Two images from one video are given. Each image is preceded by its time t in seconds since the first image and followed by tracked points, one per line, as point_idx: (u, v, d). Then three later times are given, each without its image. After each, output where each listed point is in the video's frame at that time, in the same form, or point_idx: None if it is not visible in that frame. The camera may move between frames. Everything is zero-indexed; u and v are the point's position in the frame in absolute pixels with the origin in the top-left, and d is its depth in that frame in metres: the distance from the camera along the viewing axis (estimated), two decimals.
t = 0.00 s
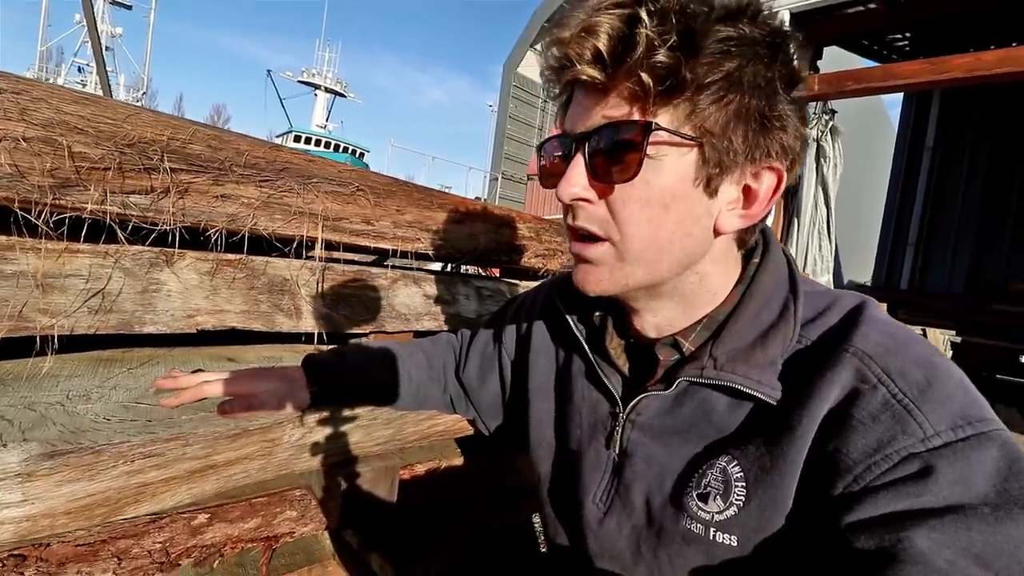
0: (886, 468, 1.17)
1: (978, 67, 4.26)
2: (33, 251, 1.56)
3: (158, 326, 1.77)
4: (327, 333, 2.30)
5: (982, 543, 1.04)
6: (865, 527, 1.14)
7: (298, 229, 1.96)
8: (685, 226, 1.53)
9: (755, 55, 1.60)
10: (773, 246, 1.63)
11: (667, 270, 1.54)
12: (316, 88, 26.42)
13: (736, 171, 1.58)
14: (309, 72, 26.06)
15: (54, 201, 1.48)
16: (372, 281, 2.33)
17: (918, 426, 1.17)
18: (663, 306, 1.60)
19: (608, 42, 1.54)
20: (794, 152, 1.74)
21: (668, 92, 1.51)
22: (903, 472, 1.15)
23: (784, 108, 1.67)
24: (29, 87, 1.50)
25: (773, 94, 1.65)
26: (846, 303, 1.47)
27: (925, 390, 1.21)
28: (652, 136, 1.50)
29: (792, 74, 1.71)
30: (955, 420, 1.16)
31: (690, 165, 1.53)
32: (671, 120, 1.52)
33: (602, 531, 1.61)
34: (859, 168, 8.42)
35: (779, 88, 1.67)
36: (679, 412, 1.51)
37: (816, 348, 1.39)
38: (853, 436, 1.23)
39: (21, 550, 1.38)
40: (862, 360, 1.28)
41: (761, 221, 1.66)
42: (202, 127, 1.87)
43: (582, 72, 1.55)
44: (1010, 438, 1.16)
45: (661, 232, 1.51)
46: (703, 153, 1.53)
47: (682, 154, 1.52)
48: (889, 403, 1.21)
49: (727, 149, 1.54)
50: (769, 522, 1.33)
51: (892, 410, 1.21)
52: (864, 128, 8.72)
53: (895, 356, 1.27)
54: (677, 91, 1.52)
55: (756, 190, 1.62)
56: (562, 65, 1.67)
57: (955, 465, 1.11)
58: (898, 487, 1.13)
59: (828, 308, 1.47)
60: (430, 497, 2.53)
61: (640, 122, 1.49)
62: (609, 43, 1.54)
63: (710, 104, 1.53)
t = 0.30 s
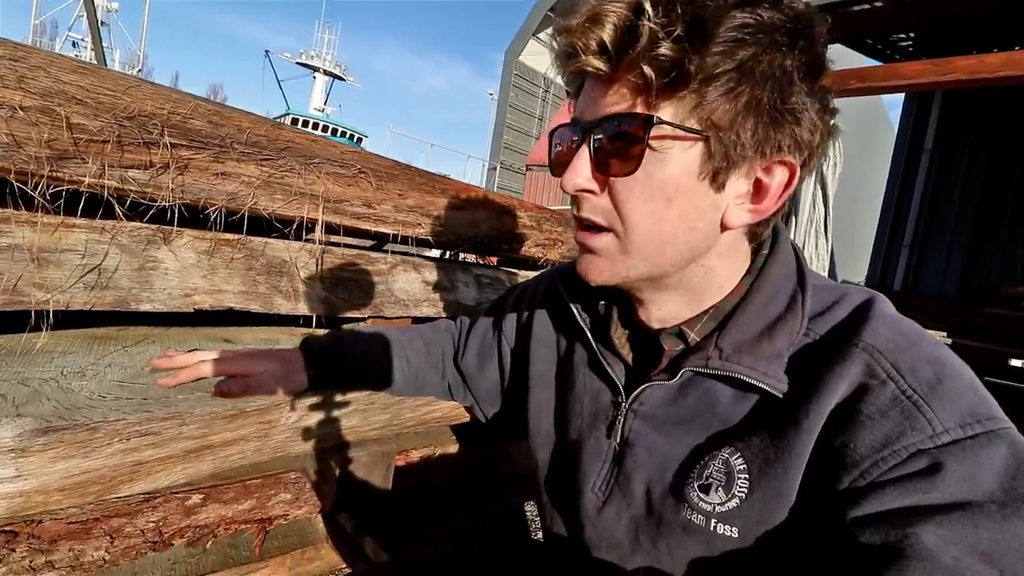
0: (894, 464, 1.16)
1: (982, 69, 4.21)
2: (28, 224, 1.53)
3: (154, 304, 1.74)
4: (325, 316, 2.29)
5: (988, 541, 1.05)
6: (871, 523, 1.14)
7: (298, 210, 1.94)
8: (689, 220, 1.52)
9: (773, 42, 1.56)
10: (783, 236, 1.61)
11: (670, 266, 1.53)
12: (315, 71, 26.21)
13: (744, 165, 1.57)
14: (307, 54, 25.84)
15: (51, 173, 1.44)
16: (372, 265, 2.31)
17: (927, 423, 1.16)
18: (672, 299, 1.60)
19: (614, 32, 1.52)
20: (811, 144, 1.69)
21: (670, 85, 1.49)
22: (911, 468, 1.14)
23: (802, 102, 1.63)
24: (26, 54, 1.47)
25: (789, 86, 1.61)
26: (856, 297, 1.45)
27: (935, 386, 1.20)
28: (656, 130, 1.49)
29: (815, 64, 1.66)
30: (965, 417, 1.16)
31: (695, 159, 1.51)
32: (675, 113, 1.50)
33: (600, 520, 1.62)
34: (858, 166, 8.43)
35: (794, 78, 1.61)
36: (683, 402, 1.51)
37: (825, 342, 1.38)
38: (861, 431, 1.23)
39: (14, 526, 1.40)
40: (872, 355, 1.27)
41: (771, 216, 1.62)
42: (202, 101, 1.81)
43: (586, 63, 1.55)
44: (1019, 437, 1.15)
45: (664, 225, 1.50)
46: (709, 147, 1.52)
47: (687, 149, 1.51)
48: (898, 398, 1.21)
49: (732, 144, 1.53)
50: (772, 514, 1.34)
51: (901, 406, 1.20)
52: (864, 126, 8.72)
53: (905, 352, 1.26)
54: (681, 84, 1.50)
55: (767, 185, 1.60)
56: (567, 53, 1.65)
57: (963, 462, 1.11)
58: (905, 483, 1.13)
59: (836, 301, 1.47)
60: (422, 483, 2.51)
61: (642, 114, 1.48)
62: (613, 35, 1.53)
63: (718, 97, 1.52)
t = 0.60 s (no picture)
0: (920, 428, 1.21)
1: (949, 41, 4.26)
2: (42, 275, 1.57)
3: (172, 341, 1.79)
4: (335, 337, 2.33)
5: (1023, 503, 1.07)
6: (899, 493, 1.17)
7: (300, 236, 1.99)
8: (667, 199, 1.58)
9: (704, 12, 1.62)
10: (781, 202, 1.71)
11: (657, 249, 1.61)
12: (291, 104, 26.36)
13: (710, 133, 1.61)
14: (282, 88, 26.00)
15: (65, 222, 1.51)
16: (375, 283, 2.36)
17: (953, 383, 1.21)
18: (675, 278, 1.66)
19: (547, 51, 1.59)
20: (772, 93, 1.71)
21: (611, 85, 1.56)
22: (939, 431, 1.18)
23: (768, 74, 1.70)
24: (36, 112, 1.52)
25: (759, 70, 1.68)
26: (867, 258, 1.53)
27: (958, 344, 1.25)
28: (610, 127, 1.55)
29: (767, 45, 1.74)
30: (992, 374, 1.19)
31: (656, 143, 1.57)
32: (623, 107, 1.56)
33: (625, 510, 1.72)
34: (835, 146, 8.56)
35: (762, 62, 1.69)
36: (694, 380, 1.62)
37: (838, 308, 1.46)
38: (884, 397, 1.29)
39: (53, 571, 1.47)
40: (888, 317, 1.34)
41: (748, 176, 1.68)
42: (204, 139, 1.88)
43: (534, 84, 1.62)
44: None
45: (643, 210, 1.57)
46: (667, 128, 1.56)
47: (645, 134, 1.56)
48: (920, 359, 1.26)
49: (690, 118, 1.57)
50: (798, 492, 1.43)
51: (923, 367, 1.25)
52: (837, 106, 8.86)
53: (924, 311, 1.32)
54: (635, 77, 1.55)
55: (738, 144, 1.63)
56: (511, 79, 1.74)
57: (993, 422, 1.13)
58: (931, 449, 1.17)
59: (846, 264, 1.54)
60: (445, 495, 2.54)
61: (593, 118, 1.55)
62: (546, 56, 1.59)
63: (661, 76, 1.56)
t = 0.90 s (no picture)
0: (927, 436, 1.22)
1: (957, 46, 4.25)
2: (51, 270, 1.58)
3: (178, 337, 1.80)
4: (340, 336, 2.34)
5: None
6: (907, 499, 1.18)
7: (306, 234, 2.00)
8: (690, 198, 1.58)
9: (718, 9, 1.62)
10: (789, 207, 1.72)
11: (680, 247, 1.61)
12: (296, 103, 26.41)
13: (731, 131, 1.62)
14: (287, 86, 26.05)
15: (74, 218, 1.53)
16: (380, 282, 2.37)
17: (961, 391, 1.21)
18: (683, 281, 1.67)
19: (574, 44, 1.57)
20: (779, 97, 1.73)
21: (640, 78, 1.54)
22: (947, 439, 1.19)
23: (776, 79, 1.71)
24: (45, 107, 1.51)
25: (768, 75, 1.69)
26: (875, 264, 1.54)
27: (967, 351, 1.25)
28: (638, 124, 1.54)
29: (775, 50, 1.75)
30: (1001, 381, 1.19)
31: (681, 139, 1.57)
32: (650, 102, 1.55)
33: (629, 513, 1.73)
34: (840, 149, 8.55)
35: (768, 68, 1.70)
36: (700, 385, 1.62)
37: (846, 314, 1.46)
38: (892, 404, 1.29)
39: (57, 566, 1.49)
40: (897, 323, 1.33)
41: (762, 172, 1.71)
42: (212, 137, 1.87)
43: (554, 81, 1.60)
44: None
45: (666, 210, 1.58)
46: (692, 124, 1.57)
47: (671, 130, 1.56)
48: (928, 366, 1.26)
49: (714, 114, 1.58)
50: (803, 498, 1.43)
51: (931, 374, 1.25)
52: (844, 109, 8.85)
53: (933, 317, 1.32)
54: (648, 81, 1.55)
55: (755, 141, 1.67)
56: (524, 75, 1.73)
57: (1002, 431, 1.13)
58: (939, 457, 1.17)
59: (854, 270, 1.55)
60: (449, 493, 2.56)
61: (622, 112, 1.54)
62: (571, 50, 1.57)
63: (686, 71, 1.56)
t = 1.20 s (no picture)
0: (931, 432, 1.21)
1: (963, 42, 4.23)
2: (53, 255, 1.58)
3: (181, 323, 1.80)
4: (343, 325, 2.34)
5: None
6: (908, 495, 1.18)
7: (310, 222, 1.99)
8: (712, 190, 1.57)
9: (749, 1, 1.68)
10: (793, 201, 1.71)
11: (724, 229, 1.60)
12: (299, 91, 26.34)
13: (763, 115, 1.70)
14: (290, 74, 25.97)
15: (77, 202, 1.51)
16: (383, 271, 2.37)
17: (965, 387, 1.20)
18: (690, 275, 1.66)
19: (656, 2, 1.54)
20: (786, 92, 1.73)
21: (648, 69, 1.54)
22: (950, 435, 1.18)
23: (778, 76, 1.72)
24: (49, 90, 1.53)
25: (767, 81, 1.70)
26: (880, 258, 1.53)
27: (971, 346, 1.24)
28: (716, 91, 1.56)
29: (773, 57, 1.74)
30: (1005, 378, 1.18)
31: (739, 112, 1.61)
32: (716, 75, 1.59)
33: (629, 506, 1.73)
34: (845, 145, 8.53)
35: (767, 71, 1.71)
36: (703, 379, 1.63)
37: (849, 308, 1.46)
38: (895, 399, 1.28)
39: (59, 549, 1.44)
40: (900, 318, 1.33)
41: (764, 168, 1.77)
42: (217, 121, 1.90)
43: (630, 37, 1.53)
44: None
45: (722, 185, 1.57)
46: (748, 100, 1.63)
47: (732, 105, 1.59)
48: (932, 362, 1.26)
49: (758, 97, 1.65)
50: (804, 493, 1.43)
51: (934, 369, 1.25)
52: (849, 104, 8.82)
53: (937, 313, 1.31)
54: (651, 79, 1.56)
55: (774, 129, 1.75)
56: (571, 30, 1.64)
57: (1005, 427, 1.13)
58: (942, 453, 1.17)
59: (859, 264, 1.54)
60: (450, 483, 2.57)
61: (712, 71, 1.55)
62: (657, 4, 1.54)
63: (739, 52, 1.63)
